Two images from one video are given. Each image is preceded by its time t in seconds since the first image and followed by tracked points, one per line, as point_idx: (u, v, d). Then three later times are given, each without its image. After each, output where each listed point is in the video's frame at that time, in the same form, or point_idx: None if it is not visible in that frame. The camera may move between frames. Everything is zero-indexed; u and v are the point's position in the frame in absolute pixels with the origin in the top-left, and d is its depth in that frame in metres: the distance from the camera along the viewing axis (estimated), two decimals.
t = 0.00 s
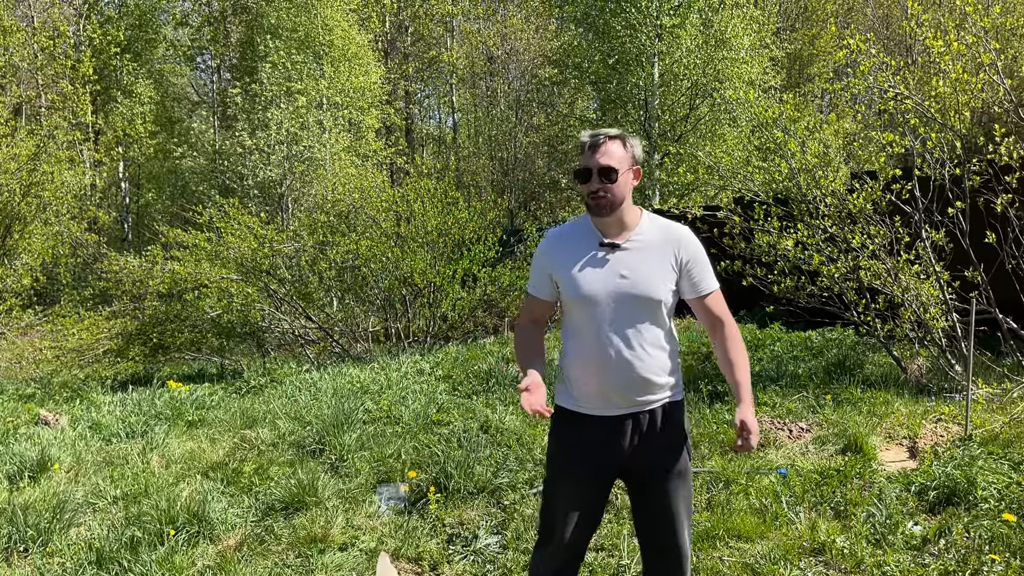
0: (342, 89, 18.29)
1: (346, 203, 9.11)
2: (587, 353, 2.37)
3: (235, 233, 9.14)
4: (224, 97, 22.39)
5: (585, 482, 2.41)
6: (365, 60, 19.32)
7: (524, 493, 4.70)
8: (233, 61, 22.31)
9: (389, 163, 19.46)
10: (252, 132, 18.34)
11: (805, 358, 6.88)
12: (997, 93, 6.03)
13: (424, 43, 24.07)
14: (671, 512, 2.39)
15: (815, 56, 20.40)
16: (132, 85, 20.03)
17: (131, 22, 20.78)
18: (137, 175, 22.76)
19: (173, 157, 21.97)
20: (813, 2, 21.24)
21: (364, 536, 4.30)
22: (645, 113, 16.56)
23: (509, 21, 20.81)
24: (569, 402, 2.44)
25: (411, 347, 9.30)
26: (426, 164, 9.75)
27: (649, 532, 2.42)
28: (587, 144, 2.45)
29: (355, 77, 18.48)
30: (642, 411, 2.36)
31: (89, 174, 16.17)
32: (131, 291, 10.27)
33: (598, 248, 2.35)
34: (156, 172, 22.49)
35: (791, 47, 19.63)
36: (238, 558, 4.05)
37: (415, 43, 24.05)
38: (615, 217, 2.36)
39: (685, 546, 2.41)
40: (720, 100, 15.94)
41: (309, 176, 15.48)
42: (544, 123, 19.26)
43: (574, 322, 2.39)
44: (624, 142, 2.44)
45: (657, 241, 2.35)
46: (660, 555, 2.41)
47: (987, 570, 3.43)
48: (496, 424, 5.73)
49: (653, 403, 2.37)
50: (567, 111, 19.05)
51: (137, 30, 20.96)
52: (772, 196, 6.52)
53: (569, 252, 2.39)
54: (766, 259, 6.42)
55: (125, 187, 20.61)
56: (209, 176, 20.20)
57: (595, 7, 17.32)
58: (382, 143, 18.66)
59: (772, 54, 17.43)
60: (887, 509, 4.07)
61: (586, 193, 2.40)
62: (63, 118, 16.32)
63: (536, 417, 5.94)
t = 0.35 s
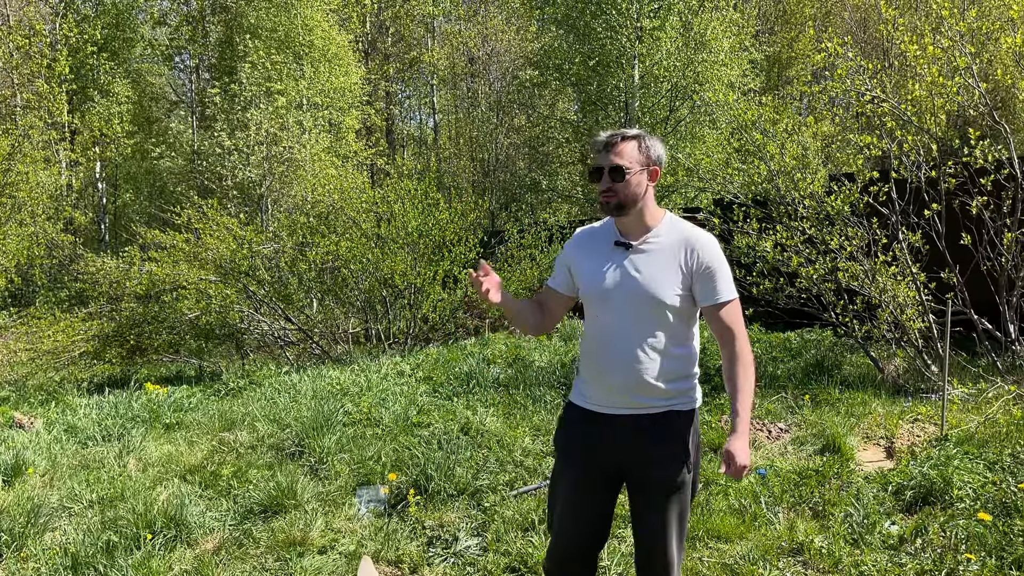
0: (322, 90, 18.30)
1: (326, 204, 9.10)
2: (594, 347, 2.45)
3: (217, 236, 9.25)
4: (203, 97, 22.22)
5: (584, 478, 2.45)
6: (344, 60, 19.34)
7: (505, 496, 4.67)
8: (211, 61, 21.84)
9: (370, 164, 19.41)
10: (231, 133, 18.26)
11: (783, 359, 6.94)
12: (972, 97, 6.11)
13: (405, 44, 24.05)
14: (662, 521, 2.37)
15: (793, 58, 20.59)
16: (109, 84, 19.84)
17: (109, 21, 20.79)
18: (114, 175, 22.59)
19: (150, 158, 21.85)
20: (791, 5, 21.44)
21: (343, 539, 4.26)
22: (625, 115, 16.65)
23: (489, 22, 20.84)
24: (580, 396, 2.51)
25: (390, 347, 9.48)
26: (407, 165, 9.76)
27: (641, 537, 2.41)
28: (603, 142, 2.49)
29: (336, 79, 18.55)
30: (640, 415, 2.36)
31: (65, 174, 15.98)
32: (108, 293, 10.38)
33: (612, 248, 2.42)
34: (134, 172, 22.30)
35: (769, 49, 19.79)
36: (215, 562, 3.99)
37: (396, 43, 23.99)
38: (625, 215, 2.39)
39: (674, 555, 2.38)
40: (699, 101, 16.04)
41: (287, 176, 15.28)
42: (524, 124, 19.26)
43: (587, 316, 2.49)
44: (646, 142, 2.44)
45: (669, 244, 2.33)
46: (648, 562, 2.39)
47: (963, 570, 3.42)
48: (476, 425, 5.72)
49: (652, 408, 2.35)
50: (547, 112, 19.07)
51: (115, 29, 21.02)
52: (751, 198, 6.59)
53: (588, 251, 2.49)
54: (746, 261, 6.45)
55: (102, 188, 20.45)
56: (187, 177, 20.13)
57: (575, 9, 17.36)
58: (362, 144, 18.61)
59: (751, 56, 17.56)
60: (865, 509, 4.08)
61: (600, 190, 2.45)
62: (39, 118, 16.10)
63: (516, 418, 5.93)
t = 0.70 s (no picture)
0: (311, 90, 18.09)
1: (315, 204, 9.07)
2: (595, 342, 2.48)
3: (204, 237, 9.19)
4: (191, 97, 22.09)
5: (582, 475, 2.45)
6: (333, 60, 19.22)
7: (494, 497, 4.65)
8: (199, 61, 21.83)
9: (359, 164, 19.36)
10: (219, 133, 18.18)
11: (772, 360, 6.97)
12: (959, 99, 6.15)
13: (395, 44, 24.03)
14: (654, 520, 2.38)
15: (780, 60, 20.70)
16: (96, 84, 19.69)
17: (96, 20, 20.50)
18: (101, 176, 22.48)
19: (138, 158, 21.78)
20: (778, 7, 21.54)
21: (332, 540, 4.23)
22: (615, 116, 16.70)
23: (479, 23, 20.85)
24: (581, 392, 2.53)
25: (380, 348, 9.51)
26: (396, 166, 9.76)
27: (634, 535, 2.42)
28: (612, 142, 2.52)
29: (325, 79, 18.39)
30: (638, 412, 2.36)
31: (51, 174, 15.88)
32: (95, 293, 10.35)
33: (616, 246, 2.45)
34: (121, 172, 22.13)
35: (757, 51, 19.89)
36: (203, 565, 3.95)
37: (385, 44, 23.99)
38: (629, 215, 2.42)
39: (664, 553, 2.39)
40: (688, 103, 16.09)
41: (272, 174, 15.20)
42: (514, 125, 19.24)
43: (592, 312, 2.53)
44: (651, 142, 2.45)
45: (668, 244, 2.33)
46: (640, 559, 2.40)
47: (951, 570, 3.43)
48: (466, 426, 5.71)
49: (648, 406, 2.35)
50: (537, 113, 19.06)
51: (102, 28, 20.67)
52: (739, 199, 6.61)
53: (593, 249, 2.53)
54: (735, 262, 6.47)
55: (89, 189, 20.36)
56: (176, 177, 20.06)
57: (565, 10, 17.39)
58: (352, 144, 18.57)
59: (739, 58, 17.64)
60: (854, 509, 4.08)
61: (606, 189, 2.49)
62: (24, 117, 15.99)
63: (505, 419, 5.93)
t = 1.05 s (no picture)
0: (306, 91, 17.92)
1: (311, 205, 9.07)
2: (592, 341, 2.47)
3: (200, 237, 9.17)
4: (186, 97, 22.05)
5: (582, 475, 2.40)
6: (330, 60, 19.17)
7: (490, 497, 4.64)
8: (195, 61, 22.03)
9: (356, 164, 19.31)
10: (215, 133, 18.16)
11: (769, 360, 6.98)
12: (954, 101, 6.16)
13: (391, 45, 23.98)
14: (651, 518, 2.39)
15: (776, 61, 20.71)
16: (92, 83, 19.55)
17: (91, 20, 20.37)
18: (96, 176, 22.43)
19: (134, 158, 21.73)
20: (775, 8, 21.53)
21: (330, 541, 4.23)
22: (611, 116, 16.70)
23: (475, 23, 20.83)
24: (577, 392, 2.51)
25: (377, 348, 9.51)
26: (393, 166, 9.76)
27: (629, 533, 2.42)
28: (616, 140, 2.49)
29: (321, 79, 18.28)
30: (637, 412, 2.36)
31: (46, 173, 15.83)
32: (90, 293, 10.34)
33: (616, 243, 2.44)
34: (116, 172, 22.08)
35: (753, 52, 19.87)
36: (200, 565, 3.94)
37: (381, 44, 23.94)
38: (630, 215, 2.40)
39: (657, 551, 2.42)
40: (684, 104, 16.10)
41: (268, 174, 15.11)
42: (510, 126, 19.24)
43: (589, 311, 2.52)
44: (656, 143, 2.44)
45: (668, 245, 2.33)
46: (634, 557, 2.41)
47: (948, 570, 3.44)
48: (463, 427, 5.71)
49: (647, 407, 2.36)
50: (533, 114, 19.06)
51: (96, 28, 20.36)
52: (736, 200, 6.61)
53: (591, 247, 2.51)
54: (731, 263, 6.47)
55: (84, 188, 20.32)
56: (171, 177, 20.01)
57: (561, 10, 17.38)
58: (348, 144, 18.55)
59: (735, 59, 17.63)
60: (850, 509, 4.08)
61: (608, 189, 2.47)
62: (20, 117, 15.96)
63: (502, 420, 5.93)
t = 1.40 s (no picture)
0: (306, 91, 17.92)
1: (311, 205, 9.09)
2: (588, 349, 2.31)
3: (200, 237, 9.17)
4: (186, 97, 22.05)
5: (584, 483, 2.36)
6: (330, 61, 19.16)
7: (490, 497, 4.64)
8: (195, 61, 22.37)
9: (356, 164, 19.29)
10: (215, 133, 18.18)
11: (769, 361, 6.98)
12: (953, 103, 6.17)
13: (391, 45, 23.97)
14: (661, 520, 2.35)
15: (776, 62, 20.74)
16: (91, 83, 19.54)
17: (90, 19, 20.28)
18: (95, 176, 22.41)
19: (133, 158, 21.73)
20: (775, 9, 21.54)
21: (330, 541, 4.22)
22: (611, 116, 16.71)
23: (475, 23, 20.84)
24: (571, 402, 2.38)
25: (376, 348, 9.50)
26: (392, 167, 9.77)
27: (636, 536, 2.39)
28: (601, 136, 2.41)
29: (321, 79, 18.29)
30: (640, 416, 2.29)
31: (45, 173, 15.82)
32: (90, 293, 10.34)
33: (599, 244, 2.31)
34: (116, 172, 22.05)
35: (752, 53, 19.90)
36: (200, 566, 3.94)
37: (381, 45, 23.94)
38: (624, 211, 2.31)
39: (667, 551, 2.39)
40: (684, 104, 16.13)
41: (270, 176, 15.07)
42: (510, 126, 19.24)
43: (578, 317, 2.34)
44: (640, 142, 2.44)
45: (662, 240, 2.28)
46: (644, 561, 2.38)
47: (948, 571, 3.43)
48: (463, 427, 5.71)
49: (649, 409, 2.29)
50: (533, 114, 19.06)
51: (96, 27, 20.22)
52: (736, 201, 6.61)
53: (576, 247, 2.35)
54: (731, 263, 6.47)
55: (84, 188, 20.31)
56: (171, 177, 20.01)
57: (561, 11, 17.39)
58: (347, 144, 18.54)
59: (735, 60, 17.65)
60: (851, 510, 4.08)
61: (599, 186, 2.35)
62: (19, 117, 15.95)
63: (502, 420, 5.93)
